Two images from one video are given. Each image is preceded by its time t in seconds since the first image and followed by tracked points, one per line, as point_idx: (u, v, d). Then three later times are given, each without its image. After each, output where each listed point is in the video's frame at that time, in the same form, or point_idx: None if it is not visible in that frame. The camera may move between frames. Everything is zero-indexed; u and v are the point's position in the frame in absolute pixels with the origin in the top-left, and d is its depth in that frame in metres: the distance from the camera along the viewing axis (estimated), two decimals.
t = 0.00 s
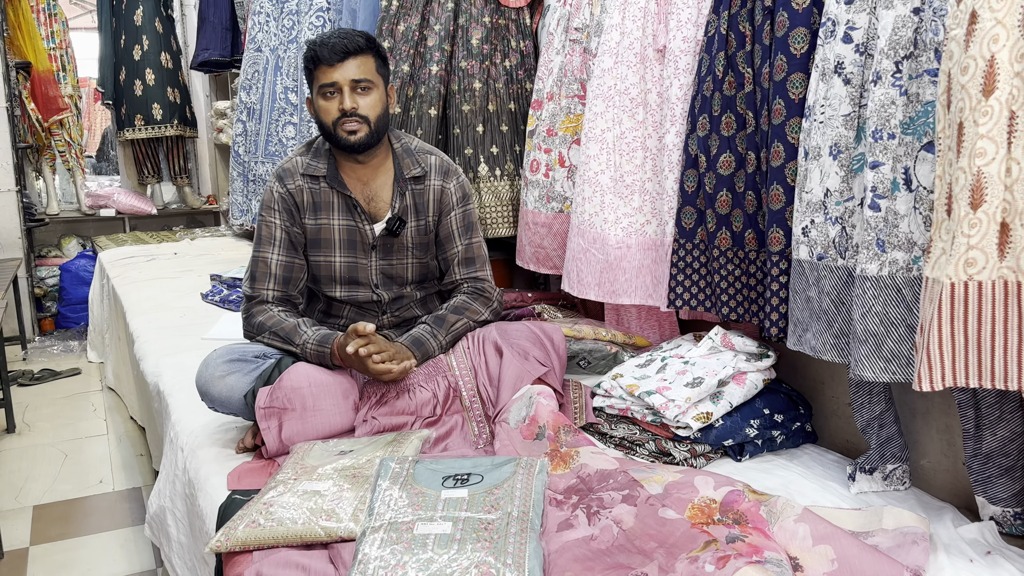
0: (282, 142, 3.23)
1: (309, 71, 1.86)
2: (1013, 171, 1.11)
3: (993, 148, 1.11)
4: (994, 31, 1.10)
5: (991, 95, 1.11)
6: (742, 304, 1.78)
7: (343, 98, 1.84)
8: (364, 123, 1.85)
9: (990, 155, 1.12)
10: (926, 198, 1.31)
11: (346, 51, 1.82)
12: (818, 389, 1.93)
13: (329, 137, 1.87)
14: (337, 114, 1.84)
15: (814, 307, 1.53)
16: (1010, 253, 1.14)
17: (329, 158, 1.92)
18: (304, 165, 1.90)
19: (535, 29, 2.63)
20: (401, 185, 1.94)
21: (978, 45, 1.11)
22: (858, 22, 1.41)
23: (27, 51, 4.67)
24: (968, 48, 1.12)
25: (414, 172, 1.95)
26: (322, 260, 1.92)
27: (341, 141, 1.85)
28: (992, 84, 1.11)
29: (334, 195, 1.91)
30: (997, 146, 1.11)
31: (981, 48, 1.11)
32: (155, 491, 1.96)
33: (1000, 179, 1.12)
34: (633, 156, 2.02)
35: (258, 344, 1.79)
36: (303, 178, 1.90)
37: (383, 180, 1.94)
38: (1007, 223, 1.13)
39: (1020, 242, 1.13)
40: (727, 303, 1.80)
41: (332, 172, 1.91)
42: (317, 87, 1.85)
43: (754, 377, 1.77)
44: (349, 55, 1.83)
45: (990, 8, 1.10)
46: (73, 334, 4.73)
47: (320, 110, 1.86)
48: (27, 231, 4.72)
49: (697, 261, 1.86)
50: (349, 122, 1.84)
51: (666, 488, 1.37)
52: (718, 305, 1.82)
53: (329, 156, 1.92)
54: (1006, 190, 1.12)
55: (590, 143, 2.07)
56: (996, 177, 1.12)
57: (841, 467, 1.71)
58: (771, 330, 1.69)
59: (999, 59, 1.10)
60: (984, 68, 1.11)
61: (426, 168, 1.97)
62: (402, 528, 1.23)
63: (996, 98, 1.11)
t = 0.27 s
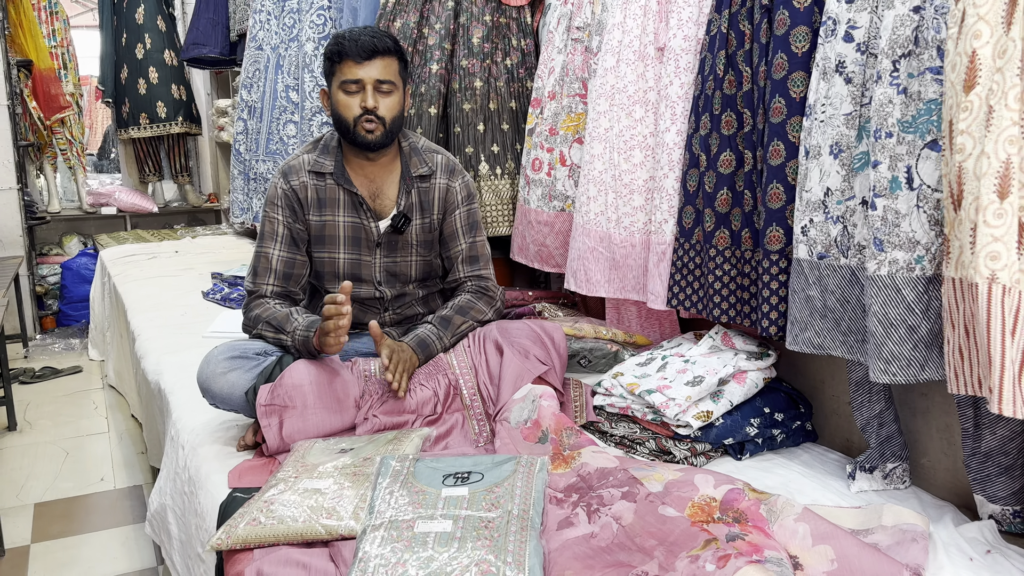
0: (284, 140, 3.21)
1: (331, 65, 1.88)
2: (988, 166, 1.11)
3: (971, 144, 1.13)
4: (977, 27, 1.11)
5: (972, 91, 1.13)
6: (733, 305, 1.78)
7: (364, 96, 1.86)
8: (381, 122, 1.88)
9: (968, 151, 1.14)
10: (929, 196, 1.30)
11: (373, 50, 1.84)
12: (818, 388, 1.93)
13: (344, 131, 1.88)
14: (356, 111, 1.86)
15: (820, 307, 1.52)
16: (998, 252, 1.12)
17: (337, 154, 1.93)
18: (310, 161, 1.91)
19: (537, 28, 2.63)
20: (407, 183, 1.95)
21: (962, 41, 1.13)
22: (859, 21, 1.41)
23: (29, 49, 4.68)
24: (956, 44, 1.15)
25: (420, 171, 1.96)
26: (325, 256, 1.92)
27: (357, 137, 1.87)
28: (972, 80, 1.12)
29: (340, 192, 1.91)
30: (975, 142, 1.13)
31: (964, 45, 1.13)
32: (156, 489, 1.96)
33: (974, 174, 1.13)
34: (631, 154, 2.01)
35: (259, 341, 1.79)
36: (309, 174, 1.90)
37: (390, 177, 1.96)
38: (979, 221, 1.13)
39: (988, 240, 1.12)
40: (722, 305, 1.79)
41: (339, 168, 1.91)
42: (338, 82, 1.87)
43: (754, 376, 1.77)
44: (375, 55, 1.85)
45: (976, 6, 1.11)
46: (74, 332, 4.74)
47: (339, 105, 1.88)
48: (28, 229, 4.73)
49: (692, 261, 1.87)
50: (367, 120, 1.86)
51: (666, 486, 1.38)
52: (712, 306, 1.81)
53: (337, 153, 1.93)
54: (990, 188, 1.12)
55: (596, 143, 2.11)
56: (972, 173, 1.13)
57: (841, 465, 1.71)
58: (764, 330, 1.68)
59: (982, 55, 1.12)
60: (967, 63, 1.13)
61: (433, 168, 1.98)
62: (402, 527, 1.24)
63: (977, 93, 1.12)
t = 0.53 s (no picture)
0: (284, 138, 3.20)
1: (335, 61, 1.88)
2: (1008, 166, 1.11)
3: (991, 144, 1.14)
4: (991, 27, 1.12)
5: (989, 91, 1.13)
6: (734, 301, 1.79)
7: (367, 91, 1.86)
8: (384, 117, 1.87)
9: (988, 151, 1.15)
10: (933, 195, 1.30)
11: (376, 45, 1.84)
12: (818, 387, 1.93)
13: (347, 126, 1.88)
14: (358, 105, 1.86)
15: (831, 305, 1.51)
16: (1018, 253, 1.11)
17: (340, 151, 1.93)
18: (315, 158, 1.91)
19: (537, 26, 2.63)
20: (410, 181, 1.95)
21: (978, 41, 1.14)
22: (859, 19, 1.41)
23: (29, 47, 4.69)
24: (971, 45, 1.16)
25: (424, 170, 1.96)
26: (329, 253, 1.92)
27: (359, 132, 1.86)
28: (990, 79, 1.13)
29: (344, 188, 1.90)
30: (993, 142, 1.14)
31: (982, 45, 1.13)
32: (156, 487, 1.96)
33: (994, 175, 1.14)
34: (627, 152, 2.01)
35: (259, 340, 1.79)
36: (313, 171, 1.90)
37: (393, 174, 1.95)
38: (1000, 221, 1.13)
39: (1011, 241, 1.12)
40: (722, 303, 1.80)
41: (342, 165, 1.91)
42: (342, 77, 1.87)
43: (754, 374, 1.78)
44: (377, 50, 1.85)
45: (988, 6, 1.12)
46: (75, 330, 4.74)
47: (342, 100, 1.88)
48: (29, 227, 4.73)
49: (690, 259, 1.87)
50: (369, 115, 1.86)
51: (665, 484, 1.37)
52: (713, 304, 1.82)
53: (340, 150, 1.93)
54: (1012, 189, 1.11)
55: (591, 140, 2.10)
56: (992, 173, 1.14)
57: (841, 464, 1.71)
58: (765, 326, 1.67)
59: (997, 56, 1.12)
60: (983, 64, 1.14)
61: (436, 166, 1.98)
62: (401, 525, 1.24)
63: (995, 93, 1.13)
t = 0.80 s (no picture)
0: (284, 136, 3.19)
1: (338, 59, 1.88)
2: None
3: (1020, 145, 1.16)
4: (1011, 29, 1.14)
5: (1015, 92, 1.15)
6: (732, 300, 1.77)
7: (371, 91, 1.86)
8: (388, 118, 1.88)
9: (1017, 152, 1.16)
10: (933, 194, 1.30)
11: (382, 46, 1.84)
12: (818, 385, 1.93)
13: (349, 126, 1.88)
14: (361, 105, 1.86)
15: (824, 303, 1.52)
16: None
17: (340, 150, 1.92)
18: (314, 156, 1.90)
19: (538, 24, 2.63)
20: (410, 180, 1.95)
21: (996, 42, 1.15)
22: (860, 18, 1.41)
23: (28, 45, 4.69)
24: (985, 45, 1.16)
25: (424, 169, 1.96)
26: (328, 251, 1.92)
27: (361, 132, 1.86)
28: (1015, 81, 1.15)
29: (344, 187, 1.90)
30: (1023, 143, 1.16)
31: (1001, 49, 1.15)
32: (156, 485, 1.96)
33: None
34: (619, 148, 2.01)
35: (259, 339, 1.79)
36: (311, 169, 1.89)
37: (393, 174, 1.95)
38: None
39: None
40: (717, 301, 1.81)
41: (342, 164, 1.91)
42: (345, 76, 1.87)
43: (754, 373, 1.79)
44: (383, 51, 1.85)
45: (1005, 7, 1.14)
46: (75, 328, 4.73)
47: (344, 99, 1.87)
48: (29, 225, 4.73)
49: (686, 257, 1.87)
50: (372, 116, 1.86)
51: (666, 483, 1.37)
52: (709, 301, 1.82)
53: (340, 149, 1.93)
54: None
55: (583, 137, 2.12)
56: None
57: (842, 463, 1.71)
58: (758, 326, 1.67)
59: (1019, 58, 1.14)
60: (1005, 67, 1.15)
61: (436, 165, 1.98)
62: (402, 523, 1.24)
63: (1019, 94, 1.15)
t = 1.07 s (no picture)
0: (285, 134, 3.20)
1: (341, 58, 1.87)
2: None
3: (1015, 143, 1.12)
4: (1011, 26, 1.10)
5: (1012, 91, 1.11)
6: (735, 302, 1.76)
7: (373, 92, 1.86)
8: (389, 119, 1.88)
9: (1010, 151, 1.12)
10: (930, 192, 1.31)
11: (385, 46, 1.84)
12: (821, 383, 1.92)
13: (350, 125, 1.88)
14: (363, 105, 1.86)
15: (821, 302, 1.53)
16: None
17: (341, 149, 1.92)
18: (315, 155, 1.90)
19: (539, 22, 2.63)
20: (410, 179, 1.95)
21: (997, 39, 1.12)
22: (863, 15, 1.40)
23: (28, 43, 4.67)
24: (987, 42, 1.13)
25: (425, 167, 1.96)
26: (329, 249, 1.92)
27: (362, 132, 1.86)
28: (1012, 78, 1.10)
29: (344, 186, 1.90)
30: (1018, 141, 1.12)
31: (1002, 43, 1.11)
32: (158, 484, 1.96)
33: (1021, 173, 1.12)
34: (616, 146, 1.99)
35: (261, 336, 1.79)
36: (312, 168, 1.89)
37: (393, 173, 1.95)
38: None
39: None
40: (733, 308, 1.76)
41: (343, 163, 1.90)
42: (347, 75, 1.87)
43: (756, 371, 1.79)
44: (386, 51, 1.85)
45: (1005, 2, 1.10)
46: (76, 326, 4.73)
47: (346, 98, 1.87)
48: (29, 223, 4.73)
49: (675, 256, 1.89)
50: (374, 116, 1.86)
51: (668, 481, 1.37)
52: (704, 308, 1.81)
53: (341, 147, 1.93)
54: None
55: (588, 136, 2.09)
56: (1017, 172, 1.12)
57: (845, 461, 1.71)
58: (765, 325, 1.67)
59: (1017, 55, 1.10)
60: (1004, 63, 1.11)
61: (438, 163, 1.98)
62: (404, 521, 1.24)
63: (1016, 92, 1.11)
